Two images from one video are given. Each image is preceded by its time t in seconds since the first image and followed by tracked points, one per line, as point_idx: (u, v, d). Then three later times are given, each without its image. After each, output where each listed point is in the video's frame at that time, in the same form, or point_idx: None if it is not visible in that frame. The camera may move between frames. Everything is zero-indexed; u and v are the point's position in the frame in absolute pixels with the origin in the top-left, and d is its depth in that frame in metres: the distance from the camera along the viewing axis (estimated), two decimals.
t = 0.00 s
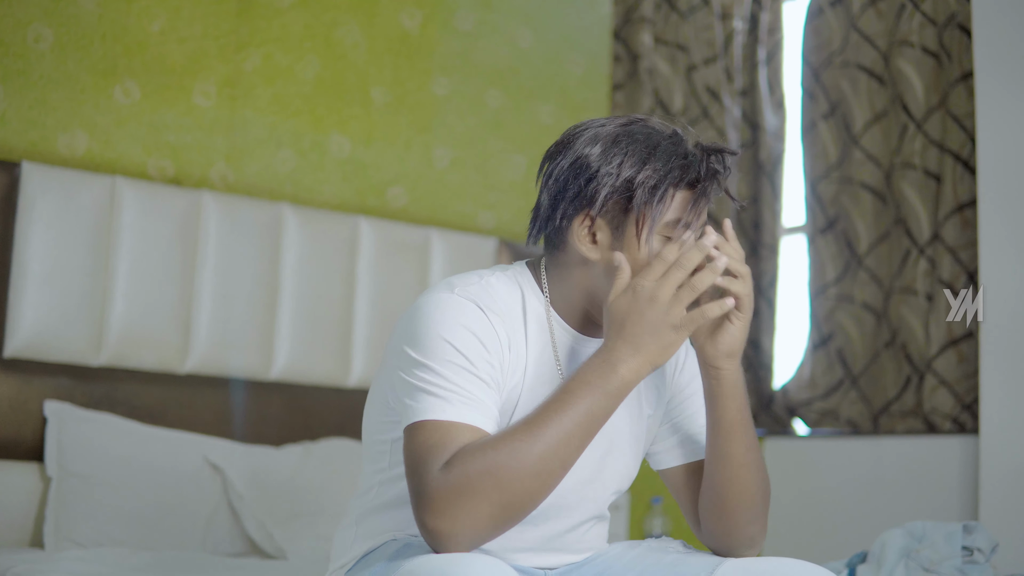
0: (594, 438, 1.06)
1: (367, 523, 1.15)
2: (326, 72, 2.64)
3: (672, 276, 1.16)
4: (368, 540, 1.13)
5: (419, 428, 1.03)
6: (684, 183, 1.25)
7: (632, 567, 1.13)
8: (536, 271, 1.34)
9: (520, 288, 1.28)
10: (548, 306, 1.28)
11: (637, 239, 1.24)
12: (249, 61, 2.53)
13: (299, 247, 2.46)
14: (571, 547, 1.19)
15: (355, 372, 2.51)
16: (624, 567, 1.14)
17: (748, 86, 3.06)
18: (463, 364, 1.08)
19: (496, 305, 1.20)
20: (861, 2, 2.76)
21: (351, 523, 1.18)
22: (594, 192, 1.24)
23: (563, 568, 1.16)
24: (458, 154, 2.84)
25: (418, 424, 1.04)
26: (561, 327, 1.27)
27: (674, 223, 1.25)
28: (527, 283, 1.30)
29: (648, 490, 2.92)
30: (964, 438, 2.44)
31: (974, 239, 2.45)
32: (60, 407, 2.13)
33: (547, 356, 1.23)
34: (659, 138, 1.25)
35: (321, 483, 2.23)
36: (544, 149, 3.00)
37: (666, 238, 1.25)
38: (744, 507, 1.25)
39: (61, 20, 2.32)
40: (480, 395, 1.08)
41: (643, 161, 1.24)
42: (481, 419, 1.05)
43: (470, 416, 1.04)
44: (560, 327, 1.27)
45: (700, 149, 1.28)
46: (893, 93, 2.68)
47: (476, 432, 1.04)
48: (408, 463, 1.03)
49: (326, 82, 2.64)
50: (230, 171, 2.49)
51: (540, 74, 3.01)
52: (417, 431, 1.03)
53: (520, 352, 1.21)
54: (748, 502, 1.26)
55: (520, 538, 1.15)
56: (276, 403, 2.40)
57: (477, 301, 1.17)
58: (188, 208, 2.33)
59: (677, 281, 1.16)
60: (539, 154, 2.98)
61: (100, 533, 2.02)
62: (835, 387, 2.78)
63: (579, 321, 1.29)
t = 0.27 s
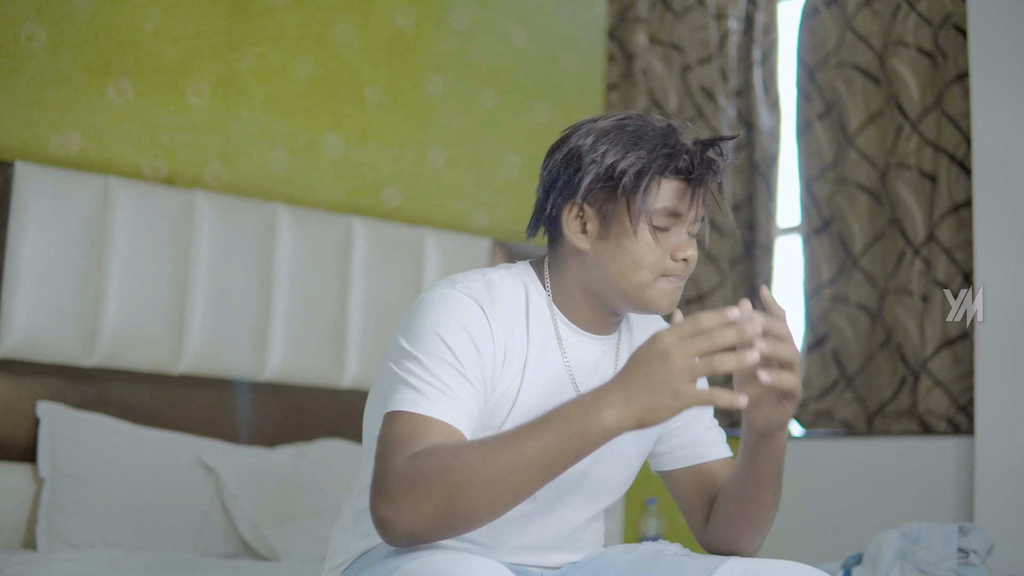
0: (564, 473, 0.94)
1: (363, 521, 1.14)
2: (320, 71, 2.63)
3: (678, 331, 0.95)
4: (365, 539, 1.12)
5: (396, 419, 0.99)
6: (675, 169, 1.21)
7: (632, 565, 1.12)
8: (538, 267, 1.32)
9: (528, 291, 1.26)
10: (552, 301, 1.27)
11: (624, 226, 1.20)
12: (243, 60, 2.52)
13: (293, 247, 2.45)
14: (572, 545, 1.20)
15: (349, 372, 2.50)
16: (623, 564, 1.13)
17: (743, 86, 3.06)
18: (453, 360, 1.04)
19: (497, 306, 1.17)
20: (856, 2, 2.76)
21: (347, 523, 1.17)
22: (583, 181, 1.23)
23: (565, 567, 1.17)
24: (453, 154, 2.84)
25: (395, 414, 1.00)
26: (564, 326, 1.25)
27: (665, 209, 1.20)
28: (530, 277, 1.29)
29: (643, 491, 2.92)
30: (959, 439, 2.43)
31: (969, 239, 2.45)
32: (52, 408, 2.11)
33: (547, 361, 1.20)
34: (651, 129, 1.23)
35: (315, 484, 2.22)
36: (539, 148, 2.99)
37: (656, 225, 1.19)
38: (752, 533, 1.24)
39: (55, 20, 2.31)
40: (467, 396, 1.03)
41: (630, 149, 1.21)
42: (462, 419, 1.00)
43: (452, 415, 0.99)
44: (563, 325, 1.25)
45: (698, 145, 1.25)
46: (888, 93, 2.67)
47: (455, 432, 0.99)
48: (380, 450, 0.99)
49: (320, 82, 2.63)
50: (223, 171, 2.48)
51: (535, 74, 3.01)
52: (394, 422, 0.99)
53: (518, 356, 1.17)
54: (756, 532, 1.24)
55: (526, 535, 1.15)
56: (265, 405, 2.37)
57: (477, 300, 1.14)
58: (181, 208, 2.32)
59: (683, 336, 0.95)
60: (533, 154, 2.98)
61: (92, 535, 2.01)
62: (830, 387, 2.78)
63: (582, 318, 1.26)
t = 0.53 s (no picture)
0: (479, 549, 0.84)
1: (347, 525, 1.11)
2: (310, 70, 2.62)
3: (620, 485, 0.74)
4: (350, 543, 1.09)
5: (363, 418, 0.99)
6: (628, 159, 1.19)
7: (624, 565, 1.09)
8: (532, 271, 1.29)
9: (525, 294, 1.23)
10: (541, 299, 1.23)
11: (580, 218, 1.19)
12: (233, 59, 2.51)
13: (283, 247, 2.45)
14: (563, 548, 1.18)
15: (339, 372, 2.50)
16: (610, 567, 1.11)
17: (734, 85, 3.07)
18: (423, 363, 1.03)
19: (484, 308, 1.15)
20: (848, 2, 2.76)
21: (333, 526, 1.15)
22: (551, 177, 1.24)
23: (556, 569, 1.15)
24: (443, 153, 2.83)
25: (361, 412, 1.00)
26: (556, 327, 1.22)
27: (620, 198, 1.18)
28: (524, 279, 1.25)
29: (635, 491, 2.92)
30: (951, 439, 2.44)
31: (961, 240, 2.46)
32: (41, 408, 2.09)
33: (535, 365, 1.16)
34: (613, 120, 1.21)
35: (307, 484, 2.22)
36: (530, 148, 2.99)
37: (610, 216, 1.18)
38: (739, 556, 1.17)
39: (43, 17, 2.30)
40: (434, 399, 1.01)
41: (588, 141, 1.20)
42: (427, 422, 0.99)
43: (415, 417, 0.98)
44: (556, 326, 1.22)
45: (665, 136, 1.22)
46: (879, 93, 2.68)
47: (421, 438, 0.98)
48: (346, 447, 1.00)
49: (310, 80, 2.62)
50: (213, 170, 2.47)
51: (527, 73, 3.00)
52: (360, 421, 0.99)
53: (503, 361, 1.14)
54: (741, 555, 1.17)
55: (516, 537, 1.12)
56: (255, 404, 2.37)
57: (463, 302, 1.12)
58: (171, 207, 2.31)
59: (628, 494, 0.73)
60: (524, 153, 2.98)
61: (81, 536, 1.99)
62: (821, 387, 2.79)
63: (573, 319, 1.22)
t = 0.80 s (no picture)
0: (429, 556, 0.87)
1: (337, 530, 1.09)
2: (303, 69, 2.62)
3: (551, 524, 0.81)
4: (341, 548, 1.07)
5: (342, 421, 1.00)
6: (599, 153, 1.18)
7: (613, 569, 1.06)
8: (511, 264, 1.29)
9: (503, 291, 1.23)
10: (521, 293, 1.23)
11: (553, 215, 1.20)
12: (226, 57, 2.51)
13: (276, 246, 2.44)
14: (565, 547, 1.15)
15: (332, 372, 2.49)
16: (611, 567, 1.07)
17: (728, 84, 3.08)
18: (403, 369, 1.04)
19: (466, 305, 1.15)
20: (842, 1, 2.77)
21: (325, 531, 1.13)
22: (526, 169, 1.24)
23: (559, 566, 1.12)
24: (437, 152, 2.83)
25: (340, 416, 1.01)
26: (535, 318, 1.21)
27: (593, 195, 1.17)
28: (502, 274, 1.25)
29: (627, 491, 2.93)
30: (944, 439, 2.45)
31: (954, 239, 2.46)
32: (32, 407, 2.11)
33: (515, 355, 1.16)
34: (593, 113, 1.20)
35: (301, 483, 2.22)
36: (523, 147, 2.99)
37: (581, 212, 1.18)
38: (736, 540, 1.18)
39: (34, 15, 2.29)
40: (413, 402, 1.02)
41: (566, 133, 1.19)
42: (404, 426, 0.99)
43: (391, 421, 0.98)
44: (534, 317, 1.21)
45: (643, 130, 1.20)
46: (873, 93, 2.68)
47: (399, 443, 0.98)
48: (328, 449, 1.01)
49: (303, 79, 2.62)
50: (206, 169, 2.46)
51: (520, 71, 3.00)
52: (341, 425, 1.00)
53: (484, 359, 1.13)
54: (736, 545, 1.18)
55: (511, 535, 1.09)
56: (245, 404, 2.39)
57: (444, 302, 1.12)
58: (163, 205, 2.30)
59: (560, 535, 0.80)
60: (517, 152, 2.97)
61: (72, 536, 1.99)
62: (815, 387, 2.79)
63: (554, 313, 1.22)
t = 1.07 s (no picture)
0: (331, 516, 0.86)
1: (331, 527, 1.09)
2: (294, 67, 2.61)
3: (454, 484, 0.76)
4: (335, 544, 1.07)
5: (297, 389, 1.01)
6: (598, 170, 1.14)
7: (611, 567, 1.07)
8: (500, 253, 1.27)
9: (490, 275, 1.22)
10: (504, 282, 1.22)
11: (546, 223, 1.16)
12: (217, 55, 2.51)
13: (268, 244, 2.44)
14: (554, 539, 1.15)
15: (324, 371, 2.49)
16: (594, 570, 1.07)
17: (719, 85, 3.08)
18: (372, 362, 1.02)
19: (445, 290, 1.13)
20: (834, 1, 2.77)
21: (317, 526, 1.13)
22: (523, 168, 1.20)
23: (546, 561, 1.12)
24: (429, 151, 2.83)
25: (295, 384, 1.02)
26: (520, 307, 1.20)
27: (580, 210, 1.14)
28: (487, 263, 1.24)
29: (619, 491, 2.93)
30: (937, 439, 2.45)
31: (946, 240, 2.47)
32: (22, 406, 2.10)
33: (498, 343, 1.15)
34: (590, 124, 1.16)
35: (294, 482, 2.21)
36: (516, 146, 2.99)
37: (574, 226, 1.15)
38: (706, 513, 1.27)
39: (25, 13, 2.29)
40: (366, 389, 1.01)
41: (563, 139, 1.15)
42: (351, 410, 0.99)
43: (338, 404, 0.99)
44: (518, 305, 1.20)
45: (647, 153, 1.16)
46: (865, 93, 2.69)
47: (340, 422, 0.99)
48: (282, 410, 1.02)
49: (295, 77, 2.61)
50: (197, 167, 2.46)
51: (513, 71, 3.00)
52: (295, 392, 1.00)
53: (456, 343, 1.12)
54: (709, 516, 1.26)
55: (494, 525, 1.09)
56: (237, 403, 2.40)
57: (422, 284, 1.11)
58: (153, 203, 2.30)
59: (459, 496, 0.75)
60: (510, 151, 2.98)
61: (61, 535, 2.00)
62: (807, 387, 2.80)
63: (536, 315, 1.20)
